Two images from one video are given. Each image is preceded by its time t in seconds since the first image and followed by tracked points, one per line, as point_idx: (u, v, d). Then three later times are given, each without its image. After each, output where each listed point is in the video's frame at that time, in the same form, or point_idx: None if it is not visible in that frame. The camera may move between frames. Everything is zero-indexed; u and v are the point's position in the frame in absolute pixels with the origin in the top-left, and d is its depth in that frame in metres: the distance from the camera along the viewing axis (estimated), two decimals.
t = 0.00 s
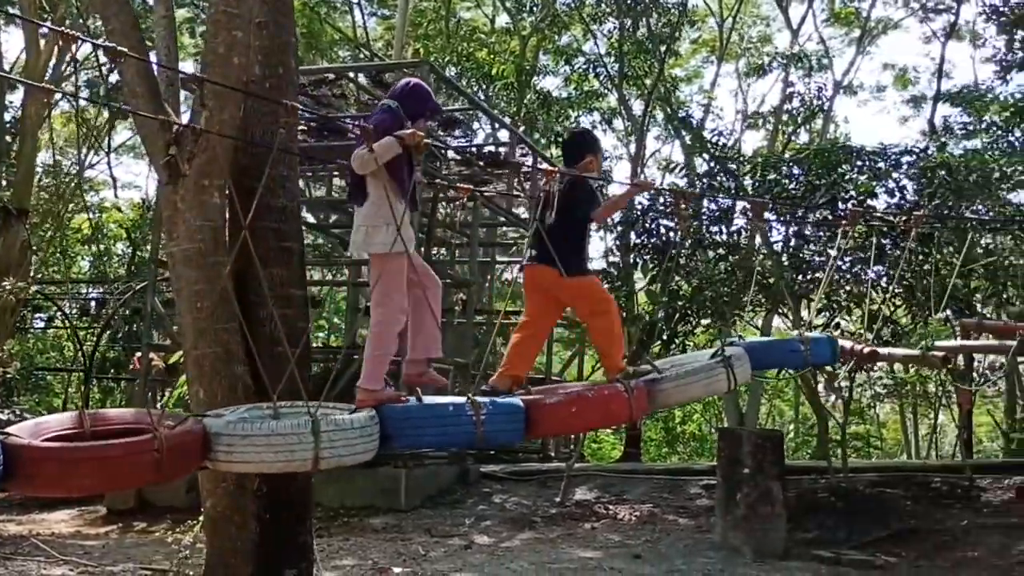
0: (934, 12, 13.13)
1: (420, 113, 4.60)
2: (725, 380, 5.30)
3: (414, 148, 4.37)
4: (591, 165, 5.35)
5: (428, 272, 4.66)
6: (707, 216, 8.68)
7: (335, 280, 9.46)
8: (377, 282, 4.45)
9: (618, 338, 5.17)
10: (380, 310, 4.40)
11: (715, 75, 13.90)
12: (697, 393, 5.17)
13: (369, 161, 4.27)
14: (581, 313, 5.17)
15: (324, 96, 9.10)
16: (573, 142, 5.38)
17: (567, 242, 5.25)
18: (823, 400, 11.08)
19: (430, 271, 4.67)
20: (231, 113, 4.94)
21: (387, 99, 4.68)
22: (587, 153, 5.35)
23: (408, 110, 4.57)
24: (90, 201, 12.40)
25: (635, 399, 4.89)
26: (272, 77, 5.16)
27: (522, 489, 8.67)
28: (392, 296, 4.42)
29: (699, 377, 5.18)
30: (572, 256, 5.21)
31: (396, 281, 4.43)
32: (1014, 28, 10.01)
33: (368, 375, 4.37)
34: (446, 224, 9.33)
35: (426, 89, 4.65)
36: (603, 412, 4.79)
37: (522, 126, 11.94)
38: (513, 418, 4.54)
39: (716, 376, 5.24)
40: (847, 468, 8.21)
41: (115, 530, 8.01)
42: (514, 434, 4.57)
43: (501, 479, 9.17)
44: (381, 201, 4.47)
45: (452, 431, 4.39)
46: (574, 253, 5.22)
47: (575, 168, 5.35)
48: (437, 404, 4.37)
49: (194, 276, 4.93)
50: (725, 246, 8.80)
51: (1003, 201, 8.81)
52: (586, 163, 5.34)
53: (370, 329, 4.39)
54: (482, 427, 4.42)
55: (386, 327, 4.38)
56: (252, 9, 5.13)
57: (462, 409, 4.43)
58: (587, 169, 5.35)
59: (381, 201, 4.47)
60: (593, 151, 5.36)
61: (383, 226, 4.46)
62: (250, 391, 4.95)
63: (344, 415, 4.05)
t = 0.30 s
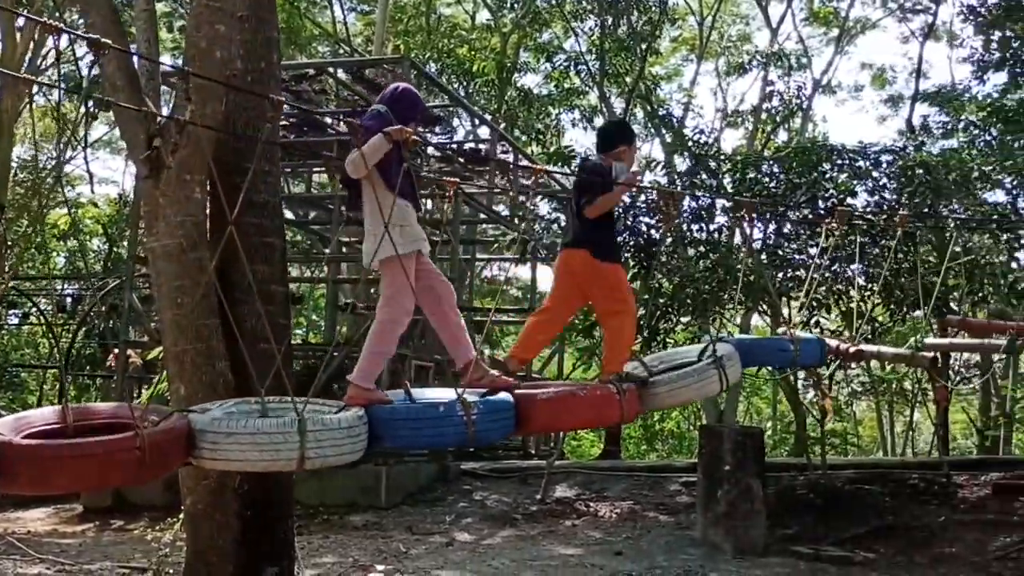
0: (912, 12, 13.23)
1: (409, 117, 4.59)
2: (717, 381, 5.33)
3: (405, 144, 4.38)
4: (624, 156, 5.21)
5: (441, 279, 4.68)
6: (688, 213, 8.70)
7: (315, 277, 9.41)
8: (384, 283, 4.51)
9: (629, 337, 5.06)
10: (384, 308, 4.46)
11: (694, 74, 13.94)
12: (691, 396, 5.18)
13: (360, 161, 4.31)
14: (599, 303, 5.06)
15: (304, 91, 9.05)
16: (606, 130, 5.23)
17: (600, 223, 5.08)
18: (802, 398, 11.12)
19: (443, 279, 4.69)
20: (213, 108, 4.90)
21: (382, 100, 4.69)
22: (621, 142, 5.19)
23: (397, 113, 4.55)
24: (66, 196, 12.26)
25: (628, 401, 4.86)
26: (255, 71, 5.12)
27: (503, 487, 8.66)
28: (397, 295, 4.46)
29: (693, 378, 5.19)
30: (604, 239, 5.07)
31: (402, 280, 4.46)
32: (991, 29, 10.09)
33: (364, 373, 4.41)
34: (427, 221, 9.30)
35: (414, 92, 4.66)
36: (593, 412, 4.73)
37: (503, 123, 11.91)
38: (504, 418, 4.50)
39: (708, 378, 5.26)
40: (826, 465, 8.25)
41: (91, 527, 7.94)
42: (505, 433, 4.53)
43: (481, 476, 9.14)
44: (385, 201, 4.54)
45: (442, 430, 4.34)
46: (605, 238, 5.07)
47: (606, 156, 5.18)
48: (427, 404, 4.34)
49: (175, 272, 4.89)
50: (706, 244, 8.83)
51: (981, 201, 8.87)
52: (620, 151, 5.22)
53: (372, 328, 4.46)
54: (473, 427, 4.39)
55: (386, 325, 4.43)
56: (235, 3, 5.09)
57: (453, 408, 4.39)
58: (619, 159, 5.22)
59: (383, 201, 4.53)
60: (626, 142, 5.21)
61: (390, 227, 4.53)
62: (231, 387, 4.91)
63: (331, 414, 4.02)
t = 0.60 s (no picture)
0: (894, 13, 13.31)
1: (411, 118, 4.57)
2: (710, 383, 5.33)
3: (400, 140, 4.34)
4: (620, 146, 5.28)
5: (439, 281, 4.71)
6: (672, 212, 8.71)
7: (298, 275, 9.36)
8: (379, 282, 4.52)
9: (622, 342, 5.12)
10: (376, 306, 4.47)
11: (678, 73, 13.95)
12: (683, 398, 5.18)
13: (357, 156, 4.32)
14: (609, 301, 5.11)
15: (287, 89, 9.01)
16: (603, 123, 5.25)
17: (611, 215, 5.16)
18: (784, 397, 11.15)
19: (440, 281, 4.72)
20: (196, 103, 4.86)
21: (386, 101, 4.69)
22: (617, 132, 5.25)
23: (398, 113, 4.54)
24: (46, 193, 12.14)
25: (618, 403, 4.86)
26: (239, 67, 5.07)
27: (487, 486, 8.64)
28: (393, 294, 4.48)
29: (686, 380, 5.20)
30: (619, 233, 5.14)
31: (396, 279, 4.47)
32: (972, 30, 10.15)
33: (352, 370, 4.40)
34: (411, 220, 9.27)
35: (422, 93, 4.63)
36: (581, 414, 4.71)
37: (487, 122, 11.88)
38: (491, 418, 4.48)
39: (701, 379, 5.26)
40: (809, 463, 8.28)
41: (71, 527, 7.86)
42: (492, 432, 4.51)
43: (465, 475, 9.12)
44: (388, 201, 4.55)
45: (426, 429, 4.33)
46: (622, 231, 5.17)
47: (605, 149, 5.27)
48: (413, 403, 4.32)
49: (157, 270, 4.84)
50: (689, 243, 8.84)
51: (962, 200, 8.96)
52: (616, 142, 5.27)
53: (363, 326, 4.46)
54: (459, 427, 4.36)
55: (376, 323, 4.43)
56: None
57: (439, 407, 4.37)
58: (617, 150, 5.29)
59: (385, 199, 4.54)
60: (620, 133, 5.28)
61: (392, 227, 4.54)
62: (214, 384, 4.86)
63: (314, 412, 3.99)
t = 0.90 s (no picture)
0: (873, 16, 13.37)
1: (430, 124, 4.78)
2: (691, 382, 5.27)
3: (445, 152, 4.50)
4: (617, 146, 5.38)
5: (434, 278, 4.68)
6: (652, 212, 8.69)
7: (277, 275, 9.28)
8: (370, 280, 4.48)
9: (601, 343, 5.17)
10: (362, 305, 4.43)
11: (658, 74, 13.95)
12: (664, 397, 5.14)
13: (417, 166, 4.37)
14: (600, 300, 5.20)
15: (266, 88, 8.94)
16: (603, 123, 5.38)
17: (606, 215, 5.25)
18: (764, 398, 11.15)
19: (435, 279, 4.69)
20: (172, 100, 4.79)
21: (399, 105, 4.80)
22: (615, 132, 5.36)
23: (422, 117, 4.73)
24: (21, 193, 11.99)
25: (597, 403, 4.82)
26: (216, 64, 5.00)
27: (467, 488, 8.59)
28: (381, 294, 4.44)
29: (668, 380, 5.16)
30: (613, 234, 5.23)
31: (382, 280, 4.45)
32: (951, 32, 10.19)
33: (332, 368, 4.35)
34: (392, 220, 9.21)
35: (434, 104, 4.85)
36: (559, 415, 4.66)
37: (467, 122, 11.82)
38: (470, 417, 4.43)
39: (684, 379, 5.20)
40: (789, 464, 8.28)
41: (46, 531, 7.75)
42: (471, 433, 4.46)
43: (445, 477, 9.05)
44: (396, 202, 4.49)
45: (404, 429, 4.27)
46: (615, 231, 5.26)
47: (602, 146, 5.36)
48: (391, 403, 4.26)
49: (134, 269, 4.77)
50: (670, 243, 8.83)
51: (939, 201, 9.01)
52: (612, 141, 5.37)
53: (348, 324, 4.42)
54: (438, 427, 4.30)
55: (361, 323, 4.38)
56: None
57: (417, 407, 4.31)
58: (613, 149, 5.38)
59: (394, 199, 4.50)
60: (620, 133, 5.38)
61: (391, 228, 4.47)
62: (191, 385, 4.79)
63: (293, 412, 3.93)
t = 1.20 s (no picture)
0: (851, 21, 13.45)
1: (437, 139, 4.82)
2: (666, 388, 5.28)
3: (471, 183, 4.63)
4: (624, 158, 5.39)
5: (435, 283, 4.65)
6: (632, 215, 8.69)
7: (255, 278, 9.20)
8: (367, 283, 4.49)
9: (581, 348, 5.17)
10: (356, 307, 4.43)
11: (638, 78, 13.95)
12: (640, 403, 5.12)
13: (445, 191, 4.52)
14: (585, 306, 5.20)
15: (244, 89, 8.86)
16: (615, 132, 5.41)
17: (598, 221, 5.28)
18: (743, 401, 11.17)
19: (436, 282, 4.66)
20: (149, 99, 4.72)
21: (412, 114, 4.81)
22: (624, 146, 5.38)
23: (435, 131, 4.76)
24: None
25: (573, 409, 4.80)
26: (194, 64, 4.94)
27: (447, 491, 8.55)
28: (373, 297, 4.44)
29: (643, 385, 5.16)
30: (600, 241, 5.27)
31: (382, 284, 4.47)
32: (929, 37, 10.25)
33: (318, 366, 4.34)
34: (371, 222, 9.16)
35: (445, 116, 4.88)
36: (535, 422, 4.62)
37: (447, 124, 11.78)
38: (445, 422, 4.39)
39: (658, 385, 5.22)
40: (769, 467, 8.29)
41: (20, 537, 7.65)
42: (447, 438, 4.42)
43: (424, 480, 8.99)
44: (404, 214, 4.52)
45: (379, 435, 4.23)
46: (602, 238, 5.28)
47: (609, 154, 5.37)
48: (366, 408, 4.22)
49: (108, 271, 4.70)
50: (651, 246, 8.83)
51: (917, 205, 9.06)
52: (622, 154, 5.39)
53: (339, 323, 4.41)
54: (413, 432, 4.26)
55: (351, 323, 4.38)
56: None
57: (392, 412, 4.27)
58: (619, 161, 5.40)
59: (407, 212, 4.54)
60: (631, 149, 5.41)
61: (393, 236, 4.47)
62: (168, 388, 4.72)
63: (268, 416, 3.88)
